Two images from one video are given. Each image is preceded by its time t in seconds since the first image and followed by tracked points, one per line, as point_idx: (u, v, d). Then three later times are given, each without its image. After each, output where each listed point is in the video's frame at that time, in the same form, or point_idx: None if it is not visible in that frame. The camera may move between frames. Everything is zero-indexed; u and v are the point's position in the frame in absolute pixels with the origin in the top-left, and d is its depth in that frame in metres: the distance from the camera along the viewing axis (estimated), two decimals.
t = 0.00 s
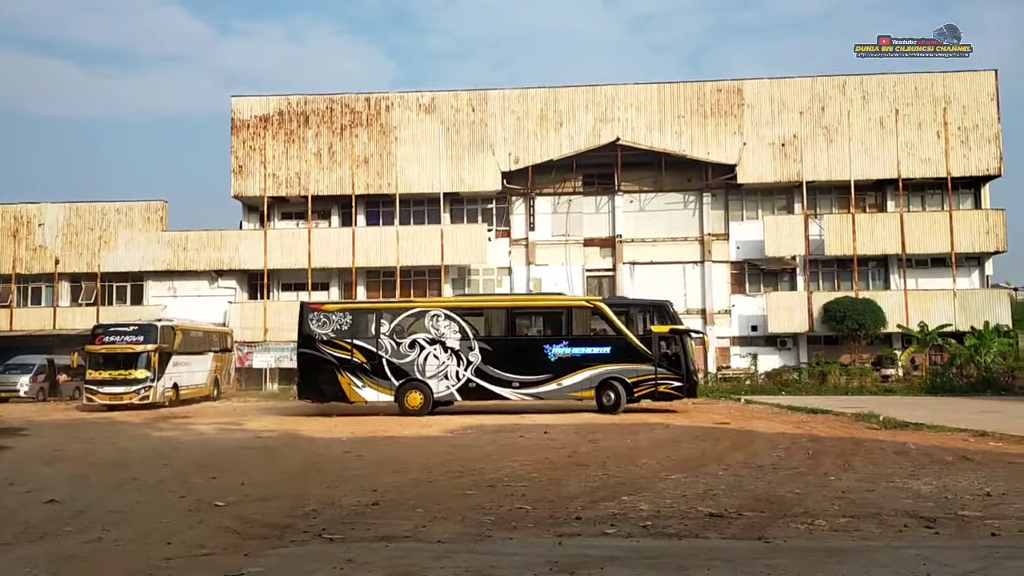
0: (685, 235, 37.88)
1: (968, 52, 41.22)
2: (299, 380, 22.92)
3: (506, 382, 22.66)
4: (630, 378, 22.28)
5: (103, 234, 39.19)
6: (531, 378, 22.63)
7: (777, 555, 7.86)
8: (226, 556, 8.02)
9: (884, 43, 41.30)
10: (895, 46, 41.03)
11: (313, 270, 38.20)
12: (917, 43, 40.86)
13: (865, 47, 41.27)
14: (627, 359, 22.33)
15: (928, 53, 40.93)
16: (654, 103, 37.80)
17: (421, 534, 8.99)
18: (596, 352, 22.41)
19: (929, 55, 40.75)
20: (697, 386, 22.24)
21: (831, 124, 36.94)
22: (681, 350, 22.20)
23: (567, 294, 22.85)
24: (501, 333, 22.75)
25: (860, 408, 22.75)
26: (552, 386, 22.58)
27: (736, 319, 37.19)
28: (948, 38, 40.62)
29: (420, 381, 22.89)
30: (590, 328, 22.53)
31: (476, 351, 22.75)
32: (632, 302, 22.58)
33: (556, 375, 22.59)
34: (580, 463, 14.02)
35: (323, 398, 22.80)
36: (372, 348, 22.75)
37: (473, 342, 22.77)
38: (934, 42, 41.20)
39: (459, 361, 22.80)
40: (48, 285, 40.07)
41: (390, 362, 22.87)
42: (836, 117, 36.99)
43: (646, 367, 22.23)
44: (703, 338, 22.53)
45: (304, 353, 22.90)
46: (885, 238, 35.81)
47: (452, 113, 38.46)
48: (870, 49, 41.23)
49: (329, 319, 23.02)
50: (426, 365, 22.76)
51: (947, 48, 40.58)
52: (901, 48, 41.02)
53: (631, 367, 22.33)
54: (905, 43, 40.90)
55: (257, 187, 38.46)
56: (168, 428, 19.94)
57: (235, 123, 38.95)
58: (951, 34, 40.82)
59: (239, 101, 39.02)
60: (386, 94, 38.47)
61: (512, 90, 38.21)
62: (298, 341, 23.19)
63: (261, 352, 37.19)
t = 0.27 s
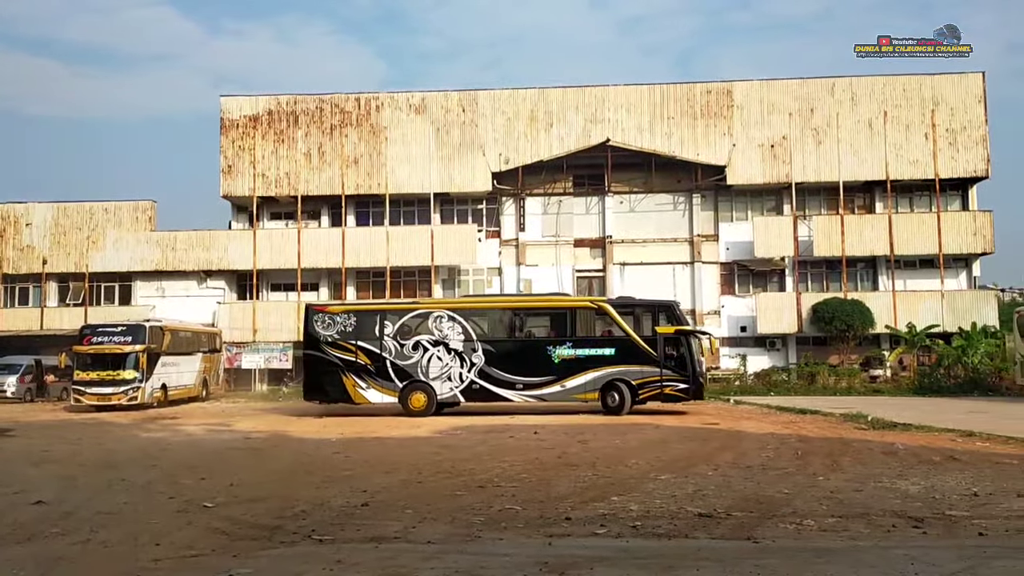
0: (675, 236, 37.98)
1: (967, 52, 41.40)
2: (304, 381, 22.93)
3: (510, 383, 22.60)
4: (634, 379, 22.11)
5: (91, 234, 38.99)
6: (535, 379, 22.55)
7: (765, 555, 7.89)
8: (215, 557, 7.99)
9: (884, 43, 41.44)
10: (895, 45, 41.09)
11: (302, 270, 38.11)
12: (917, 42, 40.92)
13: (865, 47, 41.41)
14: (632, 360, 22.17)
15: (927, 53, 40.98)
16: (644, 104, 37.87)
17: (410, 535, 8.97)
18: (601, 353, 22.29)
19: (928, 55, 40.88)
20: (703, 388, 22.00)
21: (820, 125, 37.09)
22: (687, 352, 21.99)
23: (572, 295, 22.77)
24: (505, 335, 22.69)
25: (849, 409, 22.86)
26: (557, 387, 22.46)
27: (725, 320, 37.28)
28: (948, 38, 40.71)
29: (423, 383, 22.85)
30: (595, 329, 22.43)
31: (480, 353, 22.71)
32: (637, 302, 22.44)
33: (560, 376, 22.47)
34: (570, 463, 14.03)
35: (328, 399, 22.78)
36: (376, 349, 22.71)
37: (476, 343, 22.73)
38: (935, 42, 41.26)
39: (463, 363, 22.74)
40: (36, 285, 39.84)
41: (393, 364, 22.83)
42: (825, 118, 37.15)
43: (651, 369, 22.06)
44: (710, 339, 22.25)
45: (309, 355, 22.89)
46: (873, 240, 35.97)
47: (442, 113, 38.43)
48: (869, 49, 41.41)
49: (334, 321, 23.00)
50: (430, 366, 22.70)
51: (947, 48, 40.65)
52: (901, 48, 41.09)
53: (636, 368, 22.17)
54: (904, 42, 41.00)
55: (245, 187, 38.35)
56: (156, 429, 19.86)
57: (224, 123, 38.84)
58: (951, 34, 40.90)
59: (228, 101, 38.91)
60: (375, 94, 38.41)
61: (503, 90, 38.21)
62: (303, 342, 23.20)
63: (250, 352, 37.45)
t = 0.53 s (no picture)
0: (666, 238, 38.04)
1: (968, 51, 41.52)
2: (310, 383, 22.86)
3: (514, 386, 22.40)
4: (639, 382, 21.84)
5: (81, 235, 38.83)
6: (539, 382, 22.36)
7: (756, 557, 7.91)
8: (205, 560, 7.96)
9: (884, 43, 41.34)
10: (896, 45, 41.02)
11: (293, 272, 38.03)
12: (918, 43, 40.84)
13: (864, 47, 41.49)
14: (637, 362, 21.91)
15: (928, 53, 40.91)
16: (635, 107, 37.95)
17: (402, 537, 8.96)
18: (605, 355, 22.08)
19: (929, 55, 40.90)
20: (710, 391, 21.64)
21: (811, 129, 37.23)
22: (693, 354, 21.69)
23: (576, 297, 22.68)
24: (509, 336, 22.56)
25: (839, 411, 22.94)
26: (561, 390, 22.23)
27: (716, 323, 37.33)
28: (948, 38, 40.76)
29: (428, 385, 22.71)
30: (599, 331, 22.25)
31: (484, 354, 22.58)
32: (643, 304, 22.26)
33: (564, 379, 22.26)
34: (561, 465, 14.04)
35: (333, 401, 22.69)
36: (380, 351, 22.60)
37: (480, 344, 22.63)
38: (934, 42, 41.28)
39: (467, 365, 22.61)
40: (25, 287, 39.65)
41: (398, 365, 22.71)
42: (816, 122, 37.28)
43: (656, 371, 21.78)
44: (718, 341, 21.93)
45: (314, 357, 22.81)
46: (863, 243, 36.12)
47: (434, 115, 38.43)
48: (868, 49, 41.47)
49: (339, 322, 22.91)
50: (434, 368, 22.58)
51: (947, 48, 40.62)
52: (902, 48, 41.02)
53: (641, 370, 21.91)
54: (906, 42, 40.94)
55: (236, 189, 38.28)
56: (146, 431, 19.77)
57: (215, 124, 38.76)
58: (952, 33, 41.09)
59: (219, 103, 38.83)
60: (367, 96, 38.37)
61: (495, 92, 38.25)
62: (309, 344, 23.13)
63: (239, 355, 36.76)
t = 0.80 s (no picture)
0: (659, 242, 38.11)
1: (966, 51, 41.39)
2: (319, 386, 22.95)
3: (519, 391, 22.14)
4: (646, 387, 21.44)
5: (73, 239, 38.75)
6: (544, 386, 22.06)
7: (747, 561, 7.93)
8: (197, 564, 7.95)
9: (885, 43, 41.30)
10: (895, 44, 40.71)
11: (286, 275, 37.98)
12: (918, 42, 40.54)
13: (864, 47, 41.47)
14: (643, 367, 21.50)
15: (928, 52, 40.56)
16: (628, 111, 38.03)
17: (394, 542, 8.96)
18: (611, 360, 21.66)
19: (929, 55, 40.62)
20: (718, 397, 21.20)
21: (803, 134, 37.36)
22: (701, 359, 21.24)
23: (583, 299, 22.20)
24: (514, 340, 22.24)
25: (830, 415, 23.00)
26: (567, 395, 21.94)
27: (709, 327, 37.40)
28: (948, 38, 40.66)
29: (434, 389, 22.62)
30: (606, 334, 21.82)
31: (489, 358, 22.32)
32: (650, 307, 21.79)
33: (570, 384, 21.94)
34: (554, 469, 14.05)
35: (341, 404, 22.73)
36: (387, 354, 22.55)
37: (485, 348, 22.34)
38: (935, 43, 41.21)
39: (472, 369, 22.40)
40: (16, 290, 39.52)
41: (404, 369, 22.63)
42: (807, 127, 37.43)
43: (663, 377, 21.36)
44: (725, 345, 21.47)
45: (322, 360, 22.87)
46: (855, 249, 36.27)
47: (427, 119, 38.46)
48: (867, 49, 41.51)
49: (347, 325, 22.91)
50: (440, 372, 22.46)
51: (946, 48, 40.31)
52: (902, 48, 40.72)
53: (647, 376, 21.48)
54: (905, 42, 40.68)
55: (229, 193, 38.21)
56: (137, 435, 19.71)
57: (207, 127, 38.72)
58: (950, 33, 41.02)
59: (211, 106, 38.78)
60: (360, 99, 38.38)
61: (488, 97, 38.33)
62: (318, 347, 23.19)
63: (233, 358, 36.24)
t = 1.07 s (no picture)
0: (652, 246, 38.15)
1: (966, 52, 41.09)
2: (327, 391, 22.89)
3: (525, 395, 21.97)
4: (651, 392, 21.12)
5: (64, 242, 38.62)
6: (550, 391, 21.87)
7: (738, 565, 7.93)
8: (187, 568, 7.91)
9: (884, 43, 41.06)
10: (896, 44, 40.55)
11: (278, 278, 37.90)
12: (918, 42, 40.33)
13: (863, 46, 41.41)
14: (649, 372, 21.17)
15: (928, 52, 40.29)
16: (621, 116, 38.11)
17: (386, 546, 8.94)
18: (617, 365, 21.39)
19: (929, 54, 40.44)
20: (725, 403, 20.81)
21: (795, 138, 37.48)
22: (708, 364, 20.87)
23: (589, 303, 21.94)
24: (520, 345, 22.05)
25: (822, 419, 23.04)
26: (572, 400, 21.73)
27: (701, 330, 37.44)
28: (948, 38, 40.42)
29: (440, 393, 22.48)
30: (611, 338, 21.53)
31: (495, 363, 22.13)
32: (657, 310, 21.45)
33: (575, 389, 21.72)
34: (546, 473, 14.04)
35: (348, 409, 22.64)
36: (393, 359, 22.43)
37: (491, 352, 22.16)
38: (936, 42, 41.07)
39: (478, 373, 22.23)
40: (7, 292, 39.34)
41: (411, 373, 22.50)
42: (799, 131, 37.55)
43: (669, 382, 21.01)
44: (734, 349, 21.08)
45: (330, 364, 22.82)
46: (847, 253, 36.38)
47: (420, 122, 38.46)
48: (867, 49, 41.51)
49: (354, 330, 22.82)
50: (445, 377, 22.30)
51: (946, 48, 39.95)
52: (902, 48, 40.57)
53: (653, 381, 21.17)
54: (906, 42, 40.46)
55: (221, 196, 38.13)
56: (128, 439, 19.62)
57: (200, 130, 38.65)
58: (949, 33, 40.77)
59: (204, 108, 38.70)
60: (353, 102, 38.36)
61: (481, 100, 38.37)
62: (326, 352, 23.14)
63: (223, 362, 36.99)
